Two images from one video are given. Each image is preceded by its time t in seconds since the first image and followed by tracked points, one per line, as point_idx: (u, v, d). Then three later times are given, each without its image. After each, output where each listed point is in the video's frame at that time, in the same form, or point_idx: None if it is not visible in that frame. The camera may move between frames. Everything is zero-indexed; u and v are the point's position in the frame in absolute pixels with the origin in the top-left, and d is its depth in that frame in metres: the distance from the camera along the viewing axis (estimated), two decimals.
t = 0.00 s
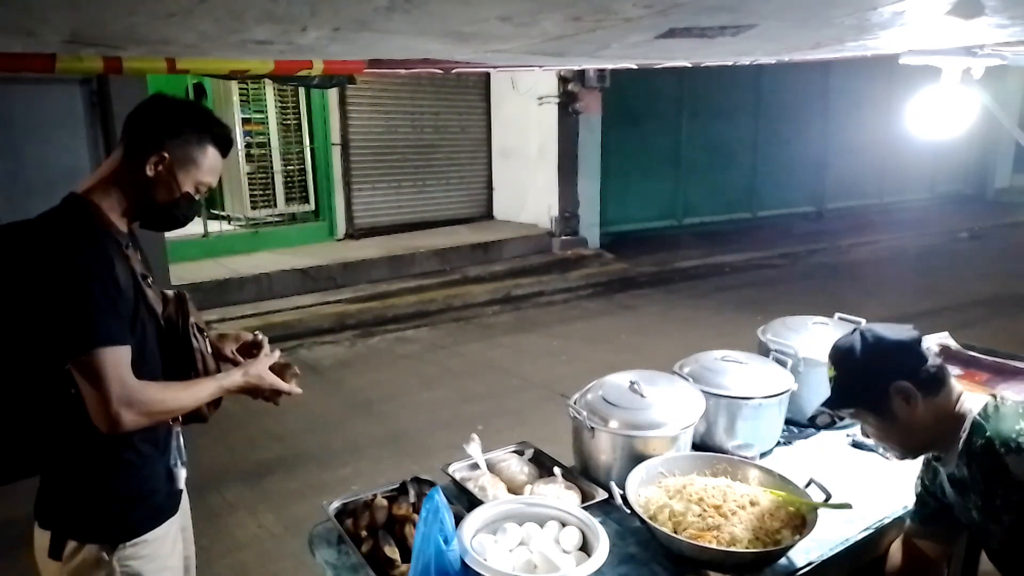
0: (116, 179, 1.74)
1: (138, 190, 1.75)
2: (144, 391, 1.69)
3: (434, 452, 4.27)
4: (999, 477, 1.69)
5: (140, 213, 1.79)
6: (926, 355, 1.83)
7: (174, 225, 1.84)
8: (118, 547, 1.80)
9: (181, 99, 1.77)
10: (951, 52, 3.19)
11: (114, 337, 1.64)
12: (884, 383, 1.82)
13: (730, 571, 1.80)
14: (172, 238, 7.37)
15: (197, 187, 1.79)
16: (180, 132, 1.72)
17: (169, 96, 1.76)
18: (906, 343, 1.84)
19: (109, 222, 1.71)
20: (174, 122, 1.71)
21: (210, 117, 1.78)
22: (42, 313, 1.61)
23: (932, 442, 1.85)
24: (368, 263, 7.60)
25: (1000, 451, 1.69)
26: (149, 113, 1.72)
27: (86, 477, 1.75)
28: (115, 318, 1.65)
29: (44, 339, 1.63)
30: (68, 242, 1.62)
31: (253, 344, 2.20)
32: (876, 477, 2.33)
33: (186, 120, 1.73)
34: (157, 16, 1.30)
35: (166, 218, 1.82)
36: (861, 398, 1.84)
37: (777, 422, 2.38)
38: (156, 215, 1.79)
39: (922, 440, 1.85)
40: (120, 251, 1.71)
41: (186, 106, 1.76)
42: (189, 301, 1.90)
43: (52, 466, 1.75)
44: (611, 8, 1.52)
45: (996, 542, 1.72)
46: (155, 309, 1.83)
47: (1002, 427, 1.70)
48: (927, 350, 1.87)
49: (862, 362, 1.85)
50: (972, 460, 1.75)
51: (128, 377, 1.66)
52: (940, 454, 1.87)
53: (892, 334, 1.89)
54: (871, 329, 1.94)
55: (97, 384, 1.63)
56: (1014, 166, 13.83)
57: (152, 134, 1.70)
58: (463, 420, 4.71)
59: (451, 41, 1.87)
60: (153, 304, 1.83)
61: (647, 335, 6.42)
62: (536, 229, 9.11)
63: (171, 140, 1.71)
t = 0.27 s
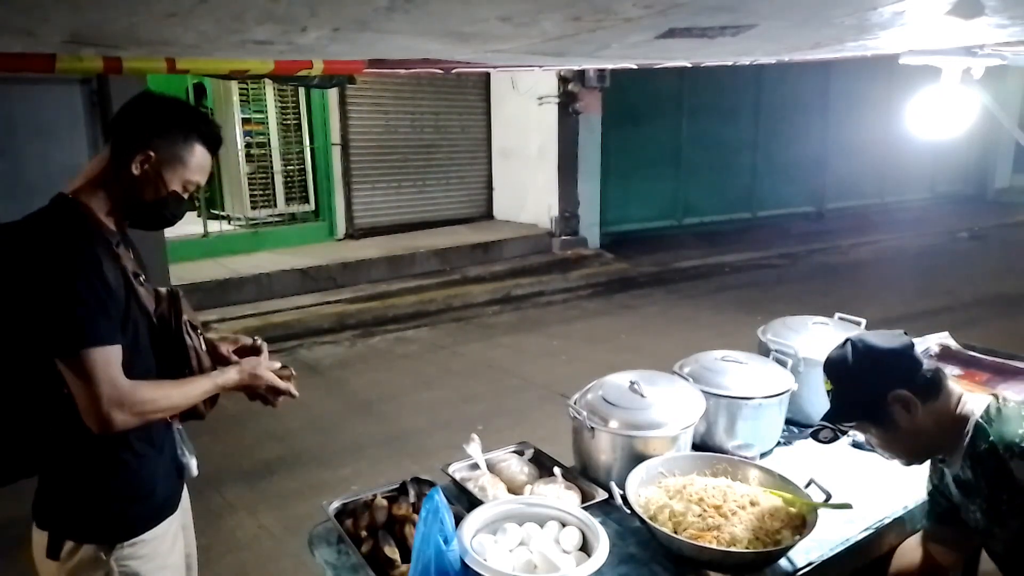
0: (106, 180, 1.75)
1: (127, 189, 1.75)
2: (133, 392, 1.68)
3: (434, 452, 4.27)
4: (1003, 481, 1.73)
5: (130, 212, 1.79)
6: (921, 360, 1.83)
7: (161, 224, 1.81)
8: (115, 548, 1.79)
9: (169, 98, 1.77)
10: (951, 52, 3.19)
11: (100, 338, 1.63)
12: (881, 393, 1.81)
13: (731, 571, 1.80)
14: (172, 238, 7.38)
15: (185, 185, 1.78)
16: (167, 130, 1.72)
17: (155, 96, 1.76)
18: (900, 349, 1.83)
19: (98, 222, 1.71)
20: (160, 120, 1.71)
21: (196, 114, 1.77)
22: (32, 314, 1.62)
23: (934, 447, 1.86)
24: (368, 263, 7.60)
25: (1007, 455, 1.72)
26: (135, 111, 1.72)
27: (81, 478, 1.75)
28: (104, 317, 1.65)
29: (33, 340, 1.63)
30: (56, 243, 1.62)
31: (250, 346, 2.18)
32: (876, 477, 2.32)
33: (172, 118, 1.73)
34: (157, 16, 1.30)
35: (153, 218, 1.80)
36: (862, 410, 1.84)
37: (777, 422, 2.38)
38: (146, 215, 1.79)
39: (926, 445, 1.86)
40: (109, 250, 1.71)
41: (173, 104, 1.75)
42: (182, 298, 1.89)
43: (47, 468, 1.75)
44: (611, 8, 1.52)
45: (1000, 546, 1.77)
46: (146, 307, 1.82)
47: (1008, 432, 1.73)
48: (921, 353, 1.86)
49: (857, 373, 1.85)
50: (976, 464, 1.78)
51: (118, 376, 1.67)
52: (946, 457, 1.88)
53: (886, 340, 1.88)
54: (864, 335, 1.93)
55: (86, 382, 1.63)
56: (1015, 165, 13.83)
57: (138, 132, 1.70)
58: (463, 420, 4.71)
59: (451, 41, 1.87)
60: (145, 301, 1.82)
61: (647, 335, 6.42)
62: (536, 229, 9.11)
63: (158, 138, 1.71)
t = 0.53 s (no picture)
0: (101, 180, 1.75)
1: (121, 188, 1.75)
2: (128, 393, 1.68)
3: (434, 452, 4.27)
4: (1013, 470, 1.72)
5: (124, 211, 1.78)
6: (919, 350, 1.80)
7: (154, 223, 1.81)
8: (117, 547, 1.79)
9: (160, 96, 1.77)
10: (950, 53, 3.19)
11: (94, 337, 1.63)
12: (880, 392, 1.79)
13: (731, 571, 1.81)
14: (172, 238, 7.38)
15: (178, 183, 1.78)
16: (160, 128, 1.72)
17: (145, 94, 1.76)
18: (894, 342, 1.81)
19: (92, 221, 1.71)
20: (154, 119, 1.71)
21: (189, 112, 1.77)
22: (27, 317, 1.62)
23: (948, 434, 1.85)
24: (368, 263, 7.60)
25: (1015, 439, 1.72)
26: (128, 111, 1.72)
27: (79, 478, 1.75)
28: (98, 318, 1.65)
29: (25, 347, 1.65)
30: (51, 244, 1.63)
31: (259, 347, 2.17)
32: (876, 477, 2.32)
33: (165, 116, 1.73)
34: (158, 17, 1.30)
35: (146, 216, 1.80)
36: (876, 409, 1.80)
37: (777, 422, 2.38)
38: (139, 213, 1.78)
39: (940, 432, 1.84)
40: (103, 250, 1.71)
41: (166, 103, 1.75)
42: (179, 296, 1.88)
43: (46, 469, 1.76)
44: (611, 8, 1.52)
45: (1002, 529, 1.76)
46: (143, 305, 1.82)
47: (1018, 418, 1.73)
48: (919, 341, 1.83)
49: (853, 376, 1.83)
50: (988, 451, 1.77)
51: (114, 378, 1.66)
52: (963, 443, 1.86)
53: (880, 335, 1.86)
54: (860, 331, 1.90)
55: (80, 385, 1.63)
56: (1014, 165, 13.84)
57: (132, 132, 1.70)
58: (463, 420, 4.71)
59: (451, 42, 1.87)
60: (142, 299, 1.81)
61: (647, 335, 6.42)
62: (536, 230, 9.11)
63: (152, 136, 1.71)
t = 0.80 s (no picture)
0: (97, 180, 1.75)
1: (118, 188, 1.75)
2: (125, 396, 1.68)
3: (434, 452, 4.27)
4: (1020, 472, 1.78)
5: (124, 210, 1.78)
6: (920, 365, 1.74)
7: (154, 221, 1.81)
8: (118, 546, 1.79)
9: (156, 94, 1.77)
10: (950, 53, 3.19)
11: (92, 338, 1.63)
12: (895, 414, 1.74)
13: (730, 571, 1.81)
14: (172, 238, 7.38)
15: (176, 180, 1.78)
16: (157, 125, 1.72)
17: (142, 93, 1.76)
18: (892, 364, 1.75)
19: (91, 221, 1.71)
20: (151, 116, 1.71)
21: (187, 109, 1.77)
22: (23, 323, 1.63)
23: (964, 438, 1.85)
24: (368, 263, 7.60)
25: None
26: (125, 109, 1.72)
27: (78, 478, 1.75)
28: (96, 319, 1.65)
29: (24, 349, 1.66)
30: (49, 244, 1.63)
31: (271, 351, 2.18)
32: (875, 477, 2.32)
33: (162, 113, 1.73)
34: (158, 17, 1.30)
35: (146, 214, 1.80)
36: (897, 432, 1.75)
37: (777, 422, 2.38)
38: (139, 210, 1.78)
39: (958, 436, 1.82)
40: (102, 249, 1.71)
41: (162, 100, 1.75)
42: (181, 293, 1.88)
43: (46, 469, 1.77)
44: (611, 8, 1.52)
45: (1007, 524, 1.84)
46: (144, 303, 1.82)
47: None
48: (916, 355, 1.78)
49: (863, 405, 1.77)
50: (999, 454, 1.82)
51: (112, 379, 1.67)
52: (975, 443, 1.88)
53: (876, 356, 1.80)
54: (854, 354, 1.84)
55: (77, 388, 1.63)
56: (1014, 165, 13.84)
57: (129, 129, 1.70)
58: (463, 420, 4.71)
59: (451, 42, 1.87)
60: (143, 297, 1.82)
61: (647, 335, 6.43)
62: (536, 230, 9.11)
63: (149, 134, 1.71)
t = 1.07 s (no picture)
0: (95, 180, 1.74)
1: (115, 189, 1.74)
2: (120, 403, 1.69)
3: (434, 452, 4.27)
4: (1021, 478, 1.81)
5: (124, 210, 1.77)
6: (924, 382, 1.72)
7: (156, 221, 1.80)
8: (118, 546, 1.80)
9: (157, 92, 1.76)
10: (950, 52, 3.19)
11: (88, 342, 1.63)
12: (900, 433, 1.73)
13: (730, 571, 1.81)
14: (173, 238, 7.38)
15: (177, 179, 1.77)
16: (156, 124, 1.71)
17: (144, 91, 1.76)
18: (893, 384, 1.74)
19: (91, 223, 1.71)
20: (151, 115, 1.71)
21: (187, 108, 1.77)
22: (21, 326, 1.63)
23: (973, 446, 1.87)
24: (368, 263, 7.60)
25: None
26: (124, 108, 1.72)
27: (77, 478, 1.75)
28: (92, 323, 1.64)
29: (21, 350, 1.66)
30: (48, 244, 1.63)
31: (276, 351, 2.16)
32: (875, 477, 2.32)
33: (161, 111, 1.72)
34: (157, 16, 1.30)
35: (147, 214, 1.79)
36: (906, 446, 1.74)
37: (777, 421, 2.38)
38: (139, 210, 1.78)
39: (972, 443, 1.81)
40: (102, 250, 1.71)
41: (162, 98, 1.75)
42: (182, 294, 1.87)
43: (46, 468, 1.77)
44: (610, 8, 1.52)
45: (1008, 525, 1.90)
46: (143, 304, 1.81)
47: None
48: (920, 371, 1.75)
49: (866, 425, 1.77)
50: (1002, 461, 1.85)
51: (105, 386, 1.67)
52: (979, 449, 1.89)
53: (878, 376, 1.79)
54: (857, 372, 1.83)
55: (72, 392, 1.64)
56: (1015, 165, 13.83)
57: (129, 129, 1.70)
58: (463, 420, 4.71)
59: (451, 41, 1.87)
60: (142, 299, 1.81)
61: (647, 335, 6.43)
62: (536, 230, 9.11)
63: (148, 133, 1.71)
